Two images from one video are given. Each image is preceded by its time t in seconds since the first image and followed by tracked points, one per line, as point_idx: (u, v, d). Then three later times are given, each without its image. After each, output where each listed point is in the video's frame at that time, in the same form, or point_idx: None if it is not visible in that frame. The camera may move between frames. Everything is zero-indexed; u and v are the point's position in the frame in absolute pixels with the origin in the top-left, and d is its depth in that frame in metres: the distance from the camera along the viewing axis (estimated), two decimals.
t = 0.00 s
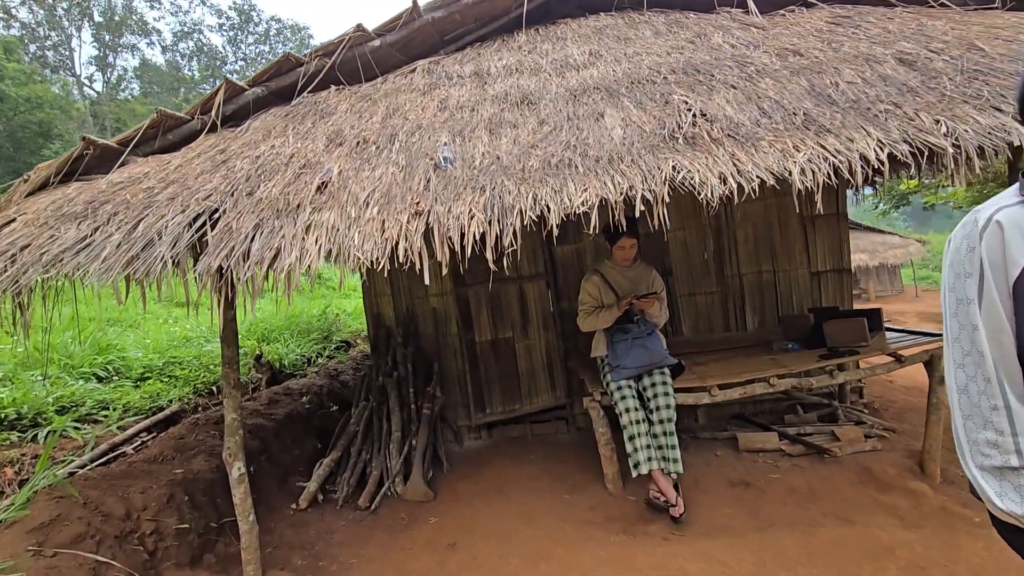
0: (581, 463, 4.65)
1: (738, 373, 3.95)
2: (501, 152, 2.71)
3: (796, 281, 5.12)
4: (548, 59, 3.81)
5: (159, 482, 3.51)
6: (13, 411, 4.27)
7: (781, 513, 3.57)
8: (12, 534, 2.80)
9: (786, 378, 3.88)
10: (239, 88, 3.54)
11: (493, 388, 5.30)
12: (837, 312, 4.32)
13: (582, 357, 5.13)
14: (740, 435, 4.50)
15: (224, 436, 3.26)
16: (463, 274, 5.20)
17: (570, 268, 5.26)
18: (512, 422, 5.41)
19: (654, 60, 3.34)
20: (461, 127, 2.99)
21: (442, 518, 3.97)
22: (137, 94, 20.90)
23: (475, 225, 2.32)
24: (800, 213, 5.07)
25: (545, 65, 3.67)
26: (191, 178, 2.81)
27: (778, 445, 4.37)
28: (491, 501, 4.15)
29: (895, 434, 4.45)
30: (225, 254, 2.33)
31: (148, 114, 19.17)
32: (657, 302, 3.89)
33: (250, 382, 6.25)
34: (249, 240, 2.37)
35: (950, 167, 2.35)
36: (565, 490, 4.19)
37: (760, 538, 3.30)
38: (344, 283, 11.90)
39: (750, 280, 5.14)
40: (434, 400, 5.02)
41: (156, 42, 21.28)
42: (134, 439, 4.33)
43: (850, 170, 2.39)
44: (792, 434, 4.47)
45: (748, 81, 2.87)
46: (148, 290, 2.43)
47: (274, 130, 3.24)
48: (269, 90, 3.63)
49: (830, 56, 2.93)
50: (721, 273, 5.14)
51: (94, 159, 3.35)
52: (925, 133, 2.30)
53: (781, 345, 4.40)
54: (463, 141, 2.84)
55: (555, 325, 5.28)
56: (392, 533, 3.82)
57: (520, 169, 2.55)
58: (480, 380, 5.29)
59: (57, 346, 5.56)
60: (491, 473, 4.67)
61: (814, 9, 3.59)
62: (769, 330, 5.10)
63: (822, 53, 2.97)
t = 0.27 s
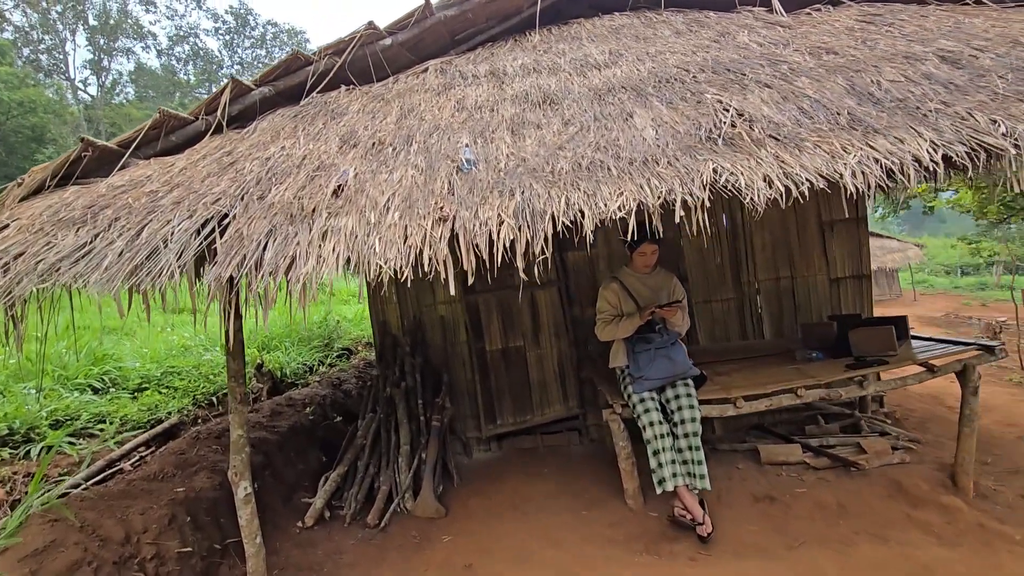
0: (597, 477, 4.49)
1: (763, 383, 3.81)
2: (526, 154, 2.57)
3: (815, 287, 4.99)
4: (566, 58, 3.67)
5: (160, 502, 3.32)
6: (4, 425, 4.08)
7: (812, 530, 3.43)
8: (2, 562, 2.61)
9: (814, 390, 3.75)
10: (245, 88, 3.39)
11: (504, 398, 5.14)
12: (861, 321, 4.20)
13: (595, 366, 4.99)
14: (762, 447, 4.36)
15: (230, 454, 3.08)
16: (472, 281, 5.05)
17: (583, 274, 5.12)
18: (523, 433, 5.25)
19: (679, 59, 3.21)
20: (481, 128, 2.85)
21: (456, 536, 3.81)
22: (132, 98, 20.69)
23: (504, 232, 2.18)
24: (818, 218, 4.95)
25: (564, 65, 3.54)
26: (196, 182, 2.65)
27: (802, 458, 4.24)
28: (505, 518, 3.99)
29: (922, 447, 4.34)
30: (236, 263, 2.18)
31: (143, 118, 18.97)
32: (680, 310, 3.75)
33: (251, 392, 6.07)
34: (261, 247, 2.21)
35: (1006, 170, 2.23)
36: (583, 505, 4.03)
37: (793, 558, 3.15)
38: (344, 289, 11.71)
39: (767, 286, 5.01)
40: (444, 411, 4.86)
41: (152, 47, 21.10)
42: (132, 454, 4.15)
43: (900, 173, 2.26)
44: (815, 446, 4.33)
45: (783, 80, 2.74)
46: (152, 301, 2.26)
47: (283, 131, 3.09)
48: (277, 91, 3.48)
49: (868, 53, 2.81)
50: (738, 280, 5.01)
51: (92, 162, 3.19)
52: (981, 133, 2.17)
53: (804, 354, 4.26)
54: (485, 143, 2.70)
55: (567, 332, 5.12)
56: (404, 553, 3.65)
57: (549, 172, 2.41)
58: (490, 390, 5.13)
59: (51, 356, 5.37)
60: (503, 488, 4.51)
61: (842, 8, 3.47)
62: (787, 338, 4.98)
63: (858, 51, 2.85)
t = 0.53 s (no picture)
0: (602, 488, 4.38)
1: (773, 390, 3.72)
2: (537, 156, 2.46)
3: (820, 291, 4.92)
4: (570, 58, 3.56)
5: (149, 523, 3.16)
6: None
7: (827, 542, 3.33)
8: None
9: (826, 396, 3.66)
10: (238, 89, 3.24)
11: (505, 406, 5.01)
12: (871, 325, 4.12)
13: (598, 373, 4.88)
14: (770, 455, 4.27)
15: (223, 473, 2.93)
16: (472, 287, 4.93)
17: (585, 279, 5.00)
18: (524, 442, 5.13)
19: (689, 58, 3.12)
20: (487, 130, 2.74)
21: (459, 553, 3.67)
22: (118, 101, 20.36)
23: (518, 239, 2.06)
24: (823, 220, 4.89)
25: (569, 64, 3.43)
26: (188, 187, 2.51)
27: (812, 465, 4.15)
28: (509, 533, 3.86)
29: (931, 451, 4.28)
30: (232, 274, 2.04)
31: (130, 122, 18.66)
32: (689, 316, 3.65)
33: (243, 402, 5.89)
34: (259, 257, 2.07)
35: None
36: (589, 518, 3.91)
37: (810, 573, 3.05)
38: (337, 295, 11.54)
39: (772, 289, 4.94)
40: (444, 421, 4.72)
41: (138, 49, 20.78)
42: (119, 471, 3.97)
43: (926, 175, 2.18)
44: (824, 453, 4.25)
45: (799, 79, 2.66)
46: (139, 317, 2.11)
47: (279, 134, 2.95)
48: (271, 92, 3.33)
49: (886, 52, 2.73)
50: (742, 284, 4.93)
51: (76, 166, 3.03)
52: (1014, 134, 2.11)
53: (813, 360, 4.18)
54: (493, 145, 2.59)
55: (569, 339, 5.00)
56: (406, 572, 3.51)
57: (562, 176, 2.31)
58: (490, 398, 5.01)
59: (33, 367, 5.18)
60: (506, 500, 4.38)
61: (853, 6, 3.40)
62: (793, 342, 4.90)
63: (875, 50, 2.77)
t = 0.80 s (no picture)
0: (599, 491, 4.28)
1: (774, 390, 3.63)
2: (533, 148, 2.35)
3: (818, 289, 4.85)
4: (566, 50, 3.46)
5: (126, 536, 3.02)
6: None
7: (831, 546, 3.25)
8: None
9: (828, 396, 3.57)
10: (219, 81, 3.11)
11: (500, 409, 4.90)
12: (871, 323, 4.05)
13: (594, 374, 4.78)
14: (770, 456, 4.19)
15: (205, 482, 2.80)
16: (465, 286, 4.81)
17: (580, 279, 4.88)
18: (519, 445, 5.02)
19: (688, 49, 3.02)
20: (481, 123, 2.63)
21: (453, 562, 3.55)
22: (102, 101, 20.01)
23: (514, 234, 1.95)
24: (821, 217, 4.82)
25: (565, 56, 3.33)
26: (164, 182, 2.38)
27: (813, 466, 4.07)
28: (504, 540, 3.75)
29: (931, 451, 4.22)
30: (210, 271, 1.91)
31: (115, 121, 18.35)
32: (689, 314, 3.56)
33: (230, 407, 5.74)
34: (238, 253, 1.94)
35: None
36: (587, 524, 3.81)
37: None
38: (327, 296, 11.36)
39: (770, 288, 4.86)
40: (436, 425, 4.60)
41: (123, 48, 20.46)
42: (97, 481, 3.82)
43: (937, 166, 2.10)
44: (825, 453, 4.17)
45: (803, 69, 2.57)
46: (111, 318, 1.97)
47: (262, 126, 2.82)
48: (254, 83, 3.20)
49: (892, 41, 2.65)
50: (739, 282, 4.85)
51: (46, 161, 2.89)
52: None
53: (813, 359, 4.10)
54: (487, 137, 2.48)
55: (564, 339, 4.90)
56: None
57: (560, 168, 2.20)
58: (484, 401, 4.89)
59: (9, 373, 5.01)
60: (501, 505, 4.27)
61: None
62: (791, 341, 4.83)
63: (881, 39, 2.69)
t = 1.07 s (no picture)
0: (593, 496, 4.13)
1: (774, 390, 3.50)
2: (521, 134, 2.19)
3: (816, 285, 4.73)
4: (556, 35, 3.30)
5: (90, 553, 2.84)
6: None
7: (835, 552, 3.12)
8: None
9: (830, 396, 3.44)
10: (187, 64, 2.95)
11: (490, 411, 4.74)
12: (872, 321, 3.92)
13: (588, 374, 4.63)
14: (769, 457, 4.06)
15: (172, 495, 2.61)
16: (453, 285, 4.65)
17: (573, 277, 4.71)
18: (511, 448, 4.86)
19: (684, 33, 2.88)
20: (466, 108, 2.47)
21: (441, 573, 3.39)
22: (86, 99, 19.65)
23: (500, 224, 1.79)
24: (818, 212, 4.71)
25: (554, 41, 3.17)
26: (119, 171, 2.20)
27: (814, 467, 3.94)
28: (495, 548, 3.60)
29: (933, 451, 4.12)
30: (162, 266, 1.74)
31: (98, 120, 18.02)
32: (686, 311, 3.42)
33: (211, 412, 5.54)
34: (194, 246, 1.77)
35: None
36: (580, 531, 3.66)
37: None
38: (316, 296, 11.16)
39: (767, 284, 4.73)
40: (424, 428, 4.43)
41: (108, 46, 20.09)
42: (66, 492, 3.63)
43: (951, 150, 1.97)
44: (826, 454, 4.05)
45: (806, 50, 2.44)
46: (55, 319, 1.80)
47: (232, 114, 2.64)
48: (225, 68, 3.03)
49: (898, 22, 2.52)
50: (735, 279, 4.72)
51: None
52: None
53: (813, 357, 3.97)
54: (471, 122, 2.32)
55: (556, 338, 4.75)
56: None
57: (549, 154, 2.05)
58: (474, 402, 4.72)
59: None
60: (492, 512, 4.11)
61: None
62: (789, 339, 4.71)
63: (886, 21, 2.56)
